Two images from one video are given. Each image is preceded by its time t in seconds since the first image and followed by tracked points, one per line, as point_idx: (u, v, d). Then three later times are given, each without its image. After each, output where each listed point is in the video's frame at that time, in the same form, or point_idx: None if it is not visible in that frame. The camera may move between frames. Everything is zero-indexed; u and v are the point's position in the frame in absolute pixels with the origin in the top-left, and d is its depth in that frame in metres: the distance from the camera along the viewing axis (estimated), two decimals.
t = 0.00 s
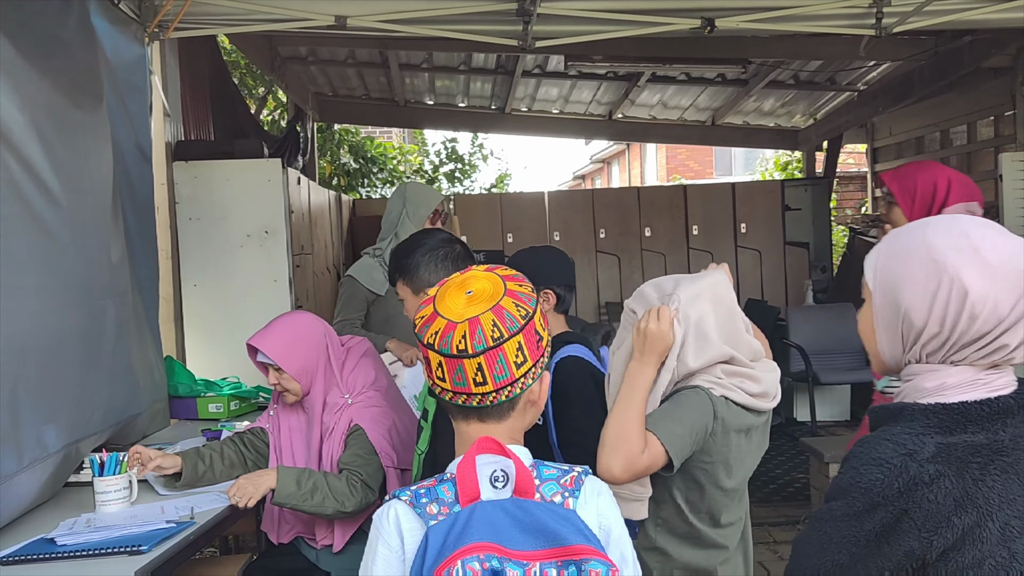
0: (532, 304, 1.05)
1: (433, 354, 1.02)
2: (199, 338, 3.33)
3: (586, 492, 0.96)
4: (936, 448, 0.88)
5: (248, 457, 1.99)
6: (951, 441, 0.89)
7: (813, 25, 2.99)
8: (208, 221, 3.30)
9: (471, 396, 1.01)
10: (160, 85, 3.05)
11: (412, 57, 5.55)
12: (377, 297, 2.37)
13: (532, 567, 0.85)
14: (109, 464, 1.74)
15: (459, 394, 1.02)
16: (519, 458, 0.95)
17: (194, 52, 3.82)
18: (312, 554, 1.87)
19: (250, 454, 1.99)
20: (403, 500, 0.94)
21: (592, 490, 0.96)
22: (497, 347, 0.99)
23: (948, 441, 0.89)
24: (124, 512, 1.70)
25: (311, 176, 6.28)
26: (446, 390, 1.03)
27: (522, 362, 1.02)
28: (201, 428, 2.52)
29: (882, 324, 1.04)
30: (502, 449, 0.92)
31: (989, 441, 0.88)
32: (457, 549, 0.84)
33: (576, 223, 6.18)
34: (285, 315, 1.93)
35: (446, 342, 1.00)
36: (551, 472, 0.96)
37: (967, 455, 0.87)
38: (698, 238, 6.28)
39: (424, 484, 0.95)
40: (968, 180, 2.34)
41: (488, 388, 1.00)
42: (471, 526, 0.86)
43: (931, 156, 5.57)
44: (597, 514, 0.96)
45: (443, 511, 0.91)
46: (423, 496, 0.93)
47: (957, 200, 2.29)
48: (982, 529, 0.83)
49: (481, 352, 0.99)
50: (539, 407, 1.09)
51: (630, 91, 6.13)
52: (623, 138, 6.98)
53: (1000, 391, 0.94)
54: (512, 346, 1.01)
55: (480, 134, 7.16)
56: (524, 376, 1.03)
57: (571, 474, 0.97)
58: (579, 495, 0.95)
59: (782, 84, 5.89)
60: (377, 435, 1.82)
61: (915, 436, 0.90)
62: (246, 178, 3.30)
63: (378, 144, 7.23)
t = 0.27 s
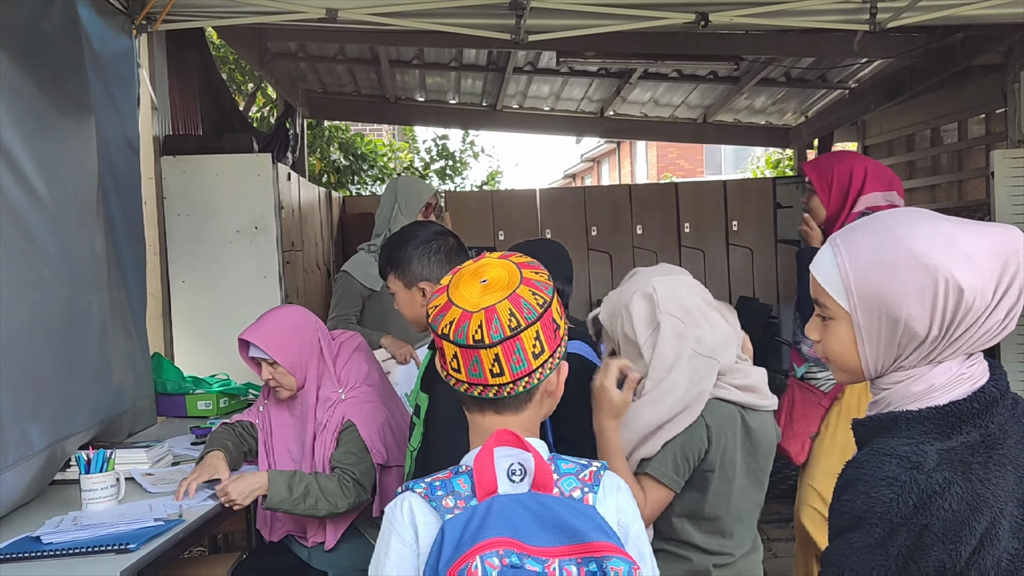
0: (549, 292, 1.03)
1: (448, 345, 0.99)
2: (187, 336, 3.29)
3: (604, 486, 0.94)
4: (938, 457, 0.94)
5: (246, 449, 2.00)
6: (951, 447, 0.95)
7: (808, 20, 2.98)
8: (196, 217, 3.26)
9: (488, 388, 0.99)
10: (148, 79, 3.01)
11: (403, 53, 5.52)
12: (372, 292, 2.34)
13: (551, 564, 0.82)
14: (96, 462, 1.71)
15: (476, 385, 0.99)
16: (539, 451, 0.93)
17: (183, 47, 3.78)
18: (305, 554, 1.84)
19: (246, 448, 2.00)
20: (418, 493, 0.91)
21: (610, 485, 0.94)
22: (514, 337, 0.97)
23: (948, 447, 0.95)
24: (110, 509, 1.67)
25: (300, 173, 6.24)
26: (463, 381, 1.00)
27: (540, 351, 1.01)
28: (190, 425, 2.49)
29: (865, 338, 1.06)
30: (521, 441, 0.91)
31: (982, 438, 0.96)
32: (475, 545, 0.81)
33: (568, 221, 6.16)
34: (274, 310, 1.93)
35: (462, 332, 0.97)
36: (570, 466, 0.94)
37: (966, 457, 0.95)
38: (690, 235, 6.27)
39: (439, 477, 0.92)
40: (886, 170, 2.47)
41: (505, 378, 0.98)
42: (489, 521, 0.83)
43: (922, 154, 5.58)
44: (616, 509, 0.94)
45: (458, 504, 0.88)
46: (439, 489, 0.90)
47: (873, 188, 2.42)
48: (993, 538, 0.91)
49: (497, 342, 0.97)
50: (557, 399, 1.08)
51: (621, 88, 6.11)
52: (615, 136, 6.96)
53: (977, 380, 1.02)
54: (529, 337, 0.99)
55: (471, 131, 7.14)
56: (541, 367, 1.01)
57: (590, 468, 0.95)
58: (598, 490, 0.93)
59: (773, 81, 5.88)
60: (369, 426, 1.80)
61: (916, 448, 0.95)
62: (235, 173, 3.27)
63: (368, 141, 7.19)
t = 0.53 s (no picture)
0: (589, 275, 1.02)
1: (485, 330, 0.98)
2: (184, 331, 3.26)
3: (643, 476, 0.91)
4: (926, 439, 0.99)
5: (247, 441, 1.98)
6: (939, 434, 0.99)
7: (810, 14, 2.97)
8: (194, 211, 3.23)
9: (527, 373, 0.97)
10: (145, 71, 2.97)
11: (399, 49, 5.49)
12: (375, 287, 2.30)
13: (593, 553, 0.79)
14: (94, 456, 1.67)
15: (514, 372, 0.98)
16: (578, 437, 0.89)
17: (179, 40, 3.75)
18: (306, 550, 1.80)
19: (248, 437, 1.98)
20: (452, 477, 0.88)
21: (651, 474, 0.91)
22: (554, 322, 0.96)
23: (938, 431, 0.99)
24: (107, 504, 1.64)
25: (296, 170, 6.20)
26: (500, 368, 0.99)
27: (580, 337, 0.99)
28: (188, 420, 2.46)
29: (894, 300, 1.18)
30: (560, 426, 0.87)
31: (981, 428, 0.97)
32: (515, 531, 0.79)
33: (564, 218, 6.14)
34: (283, 301, 1.90)
35: (501, 317, 0.96)
36: (609, 454, 0.90)
37: (956, 445, 0.97)
38: (686, 232, 6.26)
39: (474, 461, 0.89)
40: (838, 168, 2.42)
41: (544, 365, 0.97)
42: (527, 507, 0.81)
43: (919, 151, 5.58)
44: (656, 500, 0.91)
45: (495, 490, 0.85)
46: (475, 474, 0.87)
47: (821, 184, 2.37)
48: (981, 519, 0.93)
49: (536, 328, 0.96)
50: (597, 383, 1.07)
51: (618, 85, 6.10)
52: (612, 133, 6.95)
53: (1011, 370, 1.00)
54: (570, 321, 0.97)
55: (467, 128, 7.12)
56: (581, 353, 0.99)
57: (630, 456, 0.91)
58: (639, 479, 0.90)
59: (770, 78, 5.87)
60: (375, 420, 1.77)
61: (906, 428, 1.02)
62: (233, 167, 3.24)
63: (363, 138, 7.16)
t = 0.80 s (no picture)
0: (669, 262, 0.97)
1: (556, 315, 0.93)
2: (185, 328, 3.20)
3: (715, 480, 0.85)
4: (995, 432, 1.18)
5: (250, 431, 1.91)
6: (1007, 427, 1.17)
7: (825, 6, 2.92)
8: (195, 206, 3.17)
9: (597, 364, 0.93)
10: (146, 62, 2.91)
11: (401, 44, 5.43)
12: (384, 286, 2.24)
13: (661, 561, 0.74)
14: (97, 455, 1.61)
15: (583, 361, 0.94)
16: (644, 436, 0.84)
17: (180, 32, 3.69)
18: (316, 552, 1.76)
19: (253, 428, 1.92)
20: (510, 472, 0.83)
21: (722, 479, 0.85)
22: (632, 309, 0.92)
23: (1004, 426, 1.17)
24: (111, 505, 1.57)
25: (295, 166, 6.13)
26: (567, 357, 0.95)
27: (656, 328, 0.95)
28: (192, 419, 2.40)
29: None
30: (625, 425, 0.84)
31: None
32: (579, 534, 0.74)
33: (567, 215, 6.09)
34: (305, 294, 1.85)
35: (575, 301, 0.92)
36: (678, 455, 0.84)
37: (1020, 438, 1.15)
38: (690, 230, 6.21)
39: (533, 457, 0.84)
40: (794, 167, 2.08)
41: (618, 355, 0.93)
42: (591, 508, 0.76)
43: (925, 148, 5.54)
44: (727, 507, 0.85)
45: (556, 488, 0.80)
46: (534, 470, 0.82)
47: (773, 186, 2.04)
48: None
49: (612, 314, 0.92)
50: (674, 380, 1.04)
51: (621, 81, 6.04)
52: (614, 130, 6.89)
53: None
54: (649, 309, 0.94)
55: (468, 125, 7.06)
56: (657, 345, 0.95)
57: (700, 458, 0.85)
58: (709, 483, 0.84)
59: (774, 75, 5.82)
60: (388, 419, 1.72)
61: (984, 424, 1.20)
62: (235, 161, 3.18)
63: (363, 135, 7.09)
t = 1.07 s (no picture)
0: (786, 262, 0.87)
1: (673, 318, 0.80)
2: (193, 329, 3.14)
3: (824, 502, 0.79)
4: None
5: (257, 457, 1.71)
6: None
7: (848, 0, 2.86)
8: (203, 204, 3.11)
9: (715, 373, 0.82)
10: (155, 57, 2.85)
11: (408, 41, 5.37)
12: (403, 286, 2.18)
13: None
14: (111, 463, 1.56)
15: (699, 369, 0.82)
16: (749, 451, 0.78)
17: (187, 28, 3.62)
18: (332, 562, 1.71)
19: (260, 453, 1.73)
20: (601, 488, 0.77)
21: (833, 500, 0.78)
22: (761, 311, 0.81)
23: None
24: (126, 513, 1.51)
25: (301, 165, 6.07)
26: (679, 365, 0.82)
27: (776, 332, 0.84)
28: (203, 423, 2.35)
29: None
30: (731, 435, 0.75)
31: None
32: (681, 559, 0.68)
33: (575, 214, 6.03)
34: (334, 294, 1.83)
35: (701, 303, 0.79)
36: (784, 473, 0.78)
37: None
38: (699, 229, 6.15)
39: (626, 472, 0.78)
40: (752, 163, 2.12)
41: (740, 363, 0.81)
42: (694, 531, 0.69)
43: (937, 147, 5.49)
44: (838, 528, 0.78)
45: (653, 507, 0.74)
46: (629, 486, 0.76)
47: (727, 181, 2.08)
48: None
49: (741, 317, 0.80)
50: (779, 388, 0.95)
51: (630, 80, 5.98)
52: (622, 128, 6.83)
53: None
54: (773, 312, 0.82)
55: (474, 123, 7.00)
56: (775, 351, 0.84)
57: (807, 477, 0.79)
58: (819, 504, 0.78)
59: (785, 73, 5.76)
60: (419, 420, 1.70)
61: None
62: (245, 159, 3.12)
63: (368, 133, 7.03)
